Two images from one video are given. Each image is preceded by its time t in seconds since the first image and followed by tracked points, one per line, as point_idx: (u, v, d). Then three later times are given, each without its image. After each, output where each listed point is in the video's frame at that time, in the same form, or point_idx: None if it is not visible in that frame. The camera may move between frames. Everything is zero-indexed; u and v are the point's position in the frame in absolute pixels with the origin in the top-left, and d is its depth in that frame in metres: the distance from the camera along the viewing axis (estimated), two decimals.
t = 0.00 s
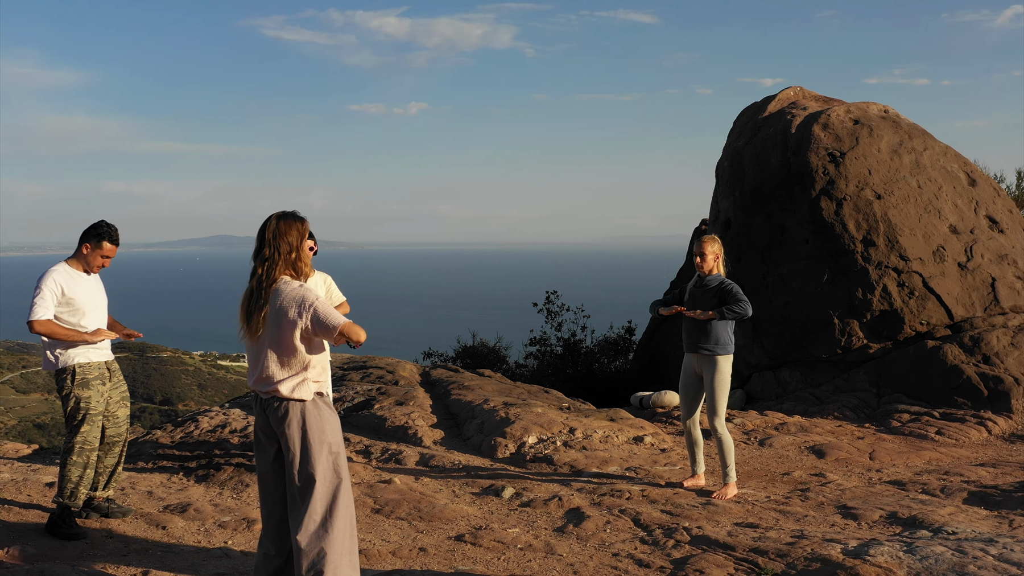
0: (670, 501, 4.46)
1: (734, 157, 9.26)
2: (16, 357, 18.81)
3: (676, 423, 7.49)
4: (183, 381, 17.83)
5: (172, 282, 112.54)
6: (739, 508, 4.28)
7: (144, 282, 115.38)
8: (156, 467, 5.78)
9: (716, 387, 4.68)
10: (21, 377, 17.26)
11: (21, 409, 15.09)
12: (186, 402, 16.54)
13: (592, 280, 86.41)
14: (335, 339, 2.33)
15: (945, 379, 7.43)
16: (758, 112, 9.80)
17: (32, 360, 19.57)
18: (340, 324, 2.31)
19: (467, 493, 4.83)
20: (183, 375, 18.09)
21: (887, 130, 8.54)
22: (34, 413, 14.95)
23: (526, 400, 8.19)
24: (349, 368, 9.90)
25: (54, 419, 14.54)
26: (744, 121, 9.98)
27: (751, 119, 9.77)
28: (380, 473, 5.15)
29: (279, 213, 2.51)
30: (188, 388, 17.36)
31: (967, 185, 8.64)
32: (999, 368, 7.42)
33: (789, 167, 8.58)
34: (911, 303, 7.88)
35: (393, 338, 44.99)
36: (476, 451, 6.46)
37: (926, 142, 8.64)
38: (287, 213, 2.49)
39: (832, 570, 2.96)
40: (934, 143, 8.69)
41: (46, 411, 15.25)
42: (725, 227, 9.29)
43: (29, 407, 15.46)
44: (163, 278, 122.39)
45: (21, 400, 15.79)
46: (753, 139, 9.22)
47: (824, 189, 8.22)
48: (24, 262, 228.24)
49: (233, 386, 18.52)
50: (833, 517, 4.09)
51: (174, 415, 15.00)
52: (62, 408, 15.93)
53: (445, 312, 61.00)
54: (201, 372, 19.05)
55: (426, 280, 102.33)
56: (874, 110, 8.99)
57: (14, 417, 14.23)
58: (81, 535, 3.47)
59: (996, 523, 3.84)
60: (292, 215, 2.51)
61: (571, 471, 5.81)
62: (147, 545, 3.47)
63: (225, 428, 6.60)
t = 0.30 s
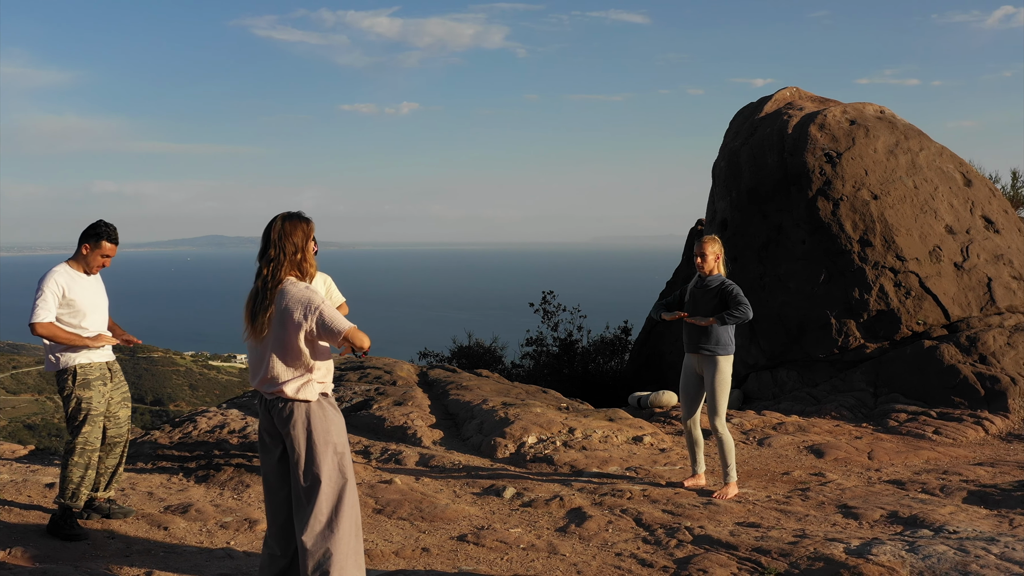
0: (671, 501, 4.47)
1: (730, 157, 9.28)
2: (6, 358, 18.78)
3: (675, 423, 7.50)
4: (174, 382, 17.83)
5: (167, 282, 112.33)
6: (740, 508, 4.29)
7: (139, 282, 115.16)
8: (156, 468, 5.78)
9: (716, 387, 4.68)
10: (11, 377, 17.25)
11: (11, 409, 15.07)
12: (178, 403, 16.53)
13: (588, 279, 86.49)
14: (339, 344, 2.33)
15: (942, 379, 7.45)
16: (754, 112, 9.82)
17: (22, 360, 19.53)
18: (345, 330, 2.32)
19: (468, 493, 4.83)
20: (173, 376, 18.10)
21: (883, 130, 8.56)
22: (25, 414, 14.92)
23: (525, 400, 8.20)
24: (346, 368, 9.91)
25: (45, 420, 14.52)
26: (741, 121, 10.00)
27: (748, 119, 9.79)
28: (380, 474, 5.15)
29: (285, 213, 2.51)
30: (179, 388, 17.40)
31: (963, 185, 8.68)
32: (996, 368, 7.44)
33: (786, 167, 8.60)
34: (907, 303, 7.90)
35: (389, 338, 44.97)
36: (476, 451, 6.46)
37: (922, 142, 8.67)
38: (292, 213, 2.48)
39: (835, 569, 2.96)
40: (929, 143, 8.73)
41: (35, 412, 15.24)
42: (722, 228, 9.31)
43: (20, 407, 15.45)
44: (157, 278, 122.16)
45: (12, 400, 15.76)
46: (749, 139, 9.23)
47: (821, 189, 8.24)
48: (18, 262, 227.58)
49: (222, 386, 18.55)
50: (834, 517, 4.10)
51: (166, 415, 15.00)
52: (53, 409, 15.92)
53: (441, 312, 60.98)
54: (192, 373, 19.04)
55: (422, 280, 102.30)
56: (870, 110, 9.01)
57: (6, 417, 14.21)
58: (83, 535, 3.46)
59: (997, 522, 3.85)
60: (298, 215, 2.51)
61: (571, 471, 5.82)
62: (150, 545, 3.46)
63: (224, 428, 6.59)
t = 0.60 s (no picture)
0: (673, 501, 4.47)
1: (728, 157, 9.30)
2: None
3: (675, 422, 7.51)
4: (166, 382, 17.80)
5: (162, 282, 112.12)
6: (742, 507, 4.29)
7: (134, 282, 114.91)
8: (156, 468, 5.77)
9: (719, 386, 4.69)
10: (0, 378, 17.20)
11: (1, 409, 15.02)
12: (170, 403, 16.51)
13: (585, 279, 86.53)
14: (346, 346, 2.34)
15: (940, 379, 7.46)
16: (752, 112, 9.84)
17: (13, 360, 19.46)
18: (352, 333, 2.32)
19: (469, 493, 4.83)
20: (165, 376, 18.08)
21: (880, 131, 8.59)
22: (17, 415, 14.88)
23: (525, 400, 8.20)
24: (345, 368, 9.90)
25: (38, 421, 14.47)
26: (738, 121, 10.02)
27: (745, 120, 9.81)
28: (381, 473, 5.15)
29: (291, 213, 2.50)
30: (170, 388, 17.39)
31: (960, 185, 8.70)
32: (993, 367, 7.46)
33: (784, 167, 8.63)
34: (905, 303, 7.92)
35: (385, 338, 44.92)
36: (476, 451, 6.46)
37: (920, 142, 8.70)
38: (299, 213, 2.48)
39: (839, 568, 2.96)
40: (927, 144, 8.75)
41: (27, 412, 15.21)
42: (720, 228, 9.32)
43: (11, 407, 15.40)
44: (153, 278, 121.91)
45: (4, 400, 15.73)
46: (747, 139, 9.26)
47: (819, 189, 8.27)
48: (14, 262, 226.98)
49: (214, 386, 18.54)
50: (836, 516, 4.11)
51: (159, 415, 14.98)
52: (45, 409, 15.90)
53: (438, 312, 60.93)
54: (184, 373, 19.02)
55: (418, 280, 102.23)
56: (867, 110, 9.04)
57: None
58: (86, 536, 3.46)
59: (998, 520, 3.86)
60: (304, 215, 2.50)
61: (571, 470, 5.82)
62: (153, 546, 3.46)
63: (223, 428, 6.58)
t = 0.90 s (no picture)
0: (676, 499, 4.48)
1: (726, 157, 9.32)
2: None
3: (675, 421, 7.52)
4: (158, 382, 17.77)
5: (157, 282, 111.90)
6: (744, 506, 4.30)
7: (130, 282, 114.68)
8: (156, 467, 5.76)
9: (720, 385, 4.71)
10: None
11: None
12: (161, 403, 16.49)
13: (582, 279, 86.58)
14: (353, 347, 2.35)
15: (938, 378, 7.48)
16: (748, 113, 9.87)
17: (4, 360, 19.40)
18: (359, 334, 2.34)
19: (471, 492, 4.83)
20: (157, 376, 18.04)
21: (877, 131, 8.62)
22: (8, 415, 14.82)
23: (524, 400, 8.20)
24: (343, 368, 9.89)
25: (30, 421, 14.42)
26: (735, 121, 10.04)
27: (742, 119, 9.83)
28: (382, 473, 5.15)
29: (298, 213, 2.50)
30: (163, 388, 17.36)
31: (957, 185, 8.73)
32: (991, 366, 7.48)
33: (782, 167, 8.65)
34: (903, 302, 7.94)
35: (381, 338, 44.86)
36: (477, 450, 6.46)
37: (916, 142, 8.73)
38: (305, 213, 2.48)
39: (844, 566, 2.97)
40: (924, 143, 8.78)
41: (18, 412, 15.17)
42: (718, 227, 9.33)
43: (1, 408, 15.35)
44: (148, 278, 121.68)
45: None
46: (745, 139, 9.28)
47: (817, 189, 8.29)
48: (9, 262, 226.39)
49: (207, 386, 18.51)
50: (838, 514, 4.12)
51: (153, 415, 14.95)
52: (36, 409, 15.86)
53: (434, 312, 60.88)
54: (176, 373, 18.98)
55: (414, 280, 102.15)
56: (864, 110, 9.07)
57: None
58: (89, 536, 3.46)
59: (999, 519, 3.87)
60: (311, 215, 2.50)
61: (572, 469, 5.82)
62: (157, 545, 3.45)
63: (223, 428, 6.57)
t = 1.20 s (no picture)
0: (677, 498, 4.49)
1: (723, 157, 9.34)
2: None
3: (673, 421, 7.53)
4: (149, 382, 17.74)
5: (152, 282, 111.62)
6: (746, 505, 4.31)
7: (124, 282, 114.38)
8: (157, 467, 5.75)
9: (721, 384, 4.72)
10: None
11: None
12: (153, 404, 16.46)
13: (575, 279, 86.60)
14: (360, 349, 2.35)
15: (935, 377, 7.51)
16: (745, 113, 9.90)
17: None
18: (365, 336, 2.34)
19: (473, 492, 4.84)
20: (148, 377, 18.01)
21: (874, 131, 8.65)
22: None
23: (523, 399, 8.20)
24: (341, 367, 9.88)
25: (21, 422, 14.38)
26: (732, 121, 10.07)
27: (739, 120, 9.86)
28: (383, 473, 5.14)
29: (304, 213, 2.50)
30: (154, 389, 17.34)
31: (953, 185, 8.77)
32: (988, 365, 7.51)
33: (779, 167, 8.68)
34: (900, 301, 7.97)
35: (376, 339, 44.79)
36: (477, 450, 6.46)
37: (913, 142, 8.76)
38: (312, 213, 2.48)
39: (848, 564, 2.98)
40: (920, 144, 8.81)
41: (9, 413, 15.14)
42: (715, 227, 9.35)
43: None
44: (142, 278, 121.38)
45: None
46: (741, 139, 9.30)
47: (814, 189, 8.32)
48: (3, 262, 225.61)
49: (198, 386, 18.49)
50: (840, 513, 4.13)
51: (145, 415, 14.93)
52: (26, 409, 15.83)
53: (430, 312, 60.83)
54: (167, 373, 18.95)
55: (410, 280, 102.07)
56: (861, 110, 9.10)
57: None
58: (91, 536, 3.46)
59: (1000, 517, 3.88)
60: (317, 215, 2.50)
61: (573, 469, 5.83)
62: (160, 545, 3.45)
63: (222, 428, 6.56)
